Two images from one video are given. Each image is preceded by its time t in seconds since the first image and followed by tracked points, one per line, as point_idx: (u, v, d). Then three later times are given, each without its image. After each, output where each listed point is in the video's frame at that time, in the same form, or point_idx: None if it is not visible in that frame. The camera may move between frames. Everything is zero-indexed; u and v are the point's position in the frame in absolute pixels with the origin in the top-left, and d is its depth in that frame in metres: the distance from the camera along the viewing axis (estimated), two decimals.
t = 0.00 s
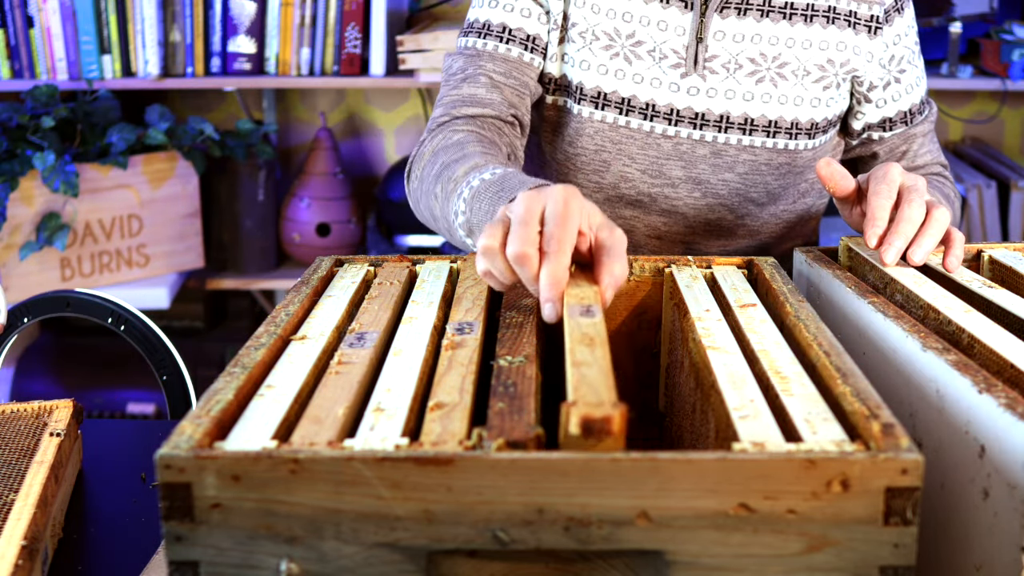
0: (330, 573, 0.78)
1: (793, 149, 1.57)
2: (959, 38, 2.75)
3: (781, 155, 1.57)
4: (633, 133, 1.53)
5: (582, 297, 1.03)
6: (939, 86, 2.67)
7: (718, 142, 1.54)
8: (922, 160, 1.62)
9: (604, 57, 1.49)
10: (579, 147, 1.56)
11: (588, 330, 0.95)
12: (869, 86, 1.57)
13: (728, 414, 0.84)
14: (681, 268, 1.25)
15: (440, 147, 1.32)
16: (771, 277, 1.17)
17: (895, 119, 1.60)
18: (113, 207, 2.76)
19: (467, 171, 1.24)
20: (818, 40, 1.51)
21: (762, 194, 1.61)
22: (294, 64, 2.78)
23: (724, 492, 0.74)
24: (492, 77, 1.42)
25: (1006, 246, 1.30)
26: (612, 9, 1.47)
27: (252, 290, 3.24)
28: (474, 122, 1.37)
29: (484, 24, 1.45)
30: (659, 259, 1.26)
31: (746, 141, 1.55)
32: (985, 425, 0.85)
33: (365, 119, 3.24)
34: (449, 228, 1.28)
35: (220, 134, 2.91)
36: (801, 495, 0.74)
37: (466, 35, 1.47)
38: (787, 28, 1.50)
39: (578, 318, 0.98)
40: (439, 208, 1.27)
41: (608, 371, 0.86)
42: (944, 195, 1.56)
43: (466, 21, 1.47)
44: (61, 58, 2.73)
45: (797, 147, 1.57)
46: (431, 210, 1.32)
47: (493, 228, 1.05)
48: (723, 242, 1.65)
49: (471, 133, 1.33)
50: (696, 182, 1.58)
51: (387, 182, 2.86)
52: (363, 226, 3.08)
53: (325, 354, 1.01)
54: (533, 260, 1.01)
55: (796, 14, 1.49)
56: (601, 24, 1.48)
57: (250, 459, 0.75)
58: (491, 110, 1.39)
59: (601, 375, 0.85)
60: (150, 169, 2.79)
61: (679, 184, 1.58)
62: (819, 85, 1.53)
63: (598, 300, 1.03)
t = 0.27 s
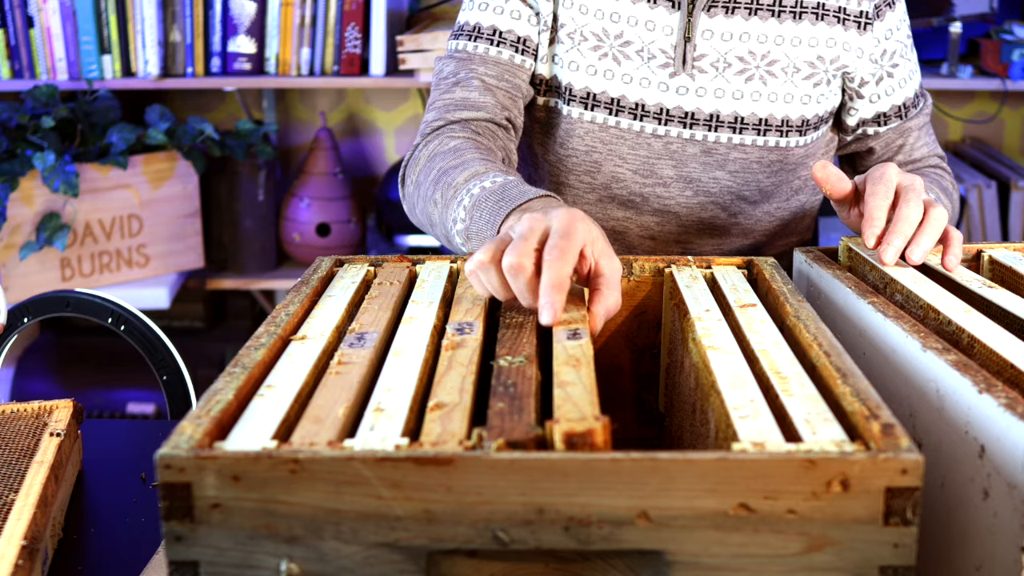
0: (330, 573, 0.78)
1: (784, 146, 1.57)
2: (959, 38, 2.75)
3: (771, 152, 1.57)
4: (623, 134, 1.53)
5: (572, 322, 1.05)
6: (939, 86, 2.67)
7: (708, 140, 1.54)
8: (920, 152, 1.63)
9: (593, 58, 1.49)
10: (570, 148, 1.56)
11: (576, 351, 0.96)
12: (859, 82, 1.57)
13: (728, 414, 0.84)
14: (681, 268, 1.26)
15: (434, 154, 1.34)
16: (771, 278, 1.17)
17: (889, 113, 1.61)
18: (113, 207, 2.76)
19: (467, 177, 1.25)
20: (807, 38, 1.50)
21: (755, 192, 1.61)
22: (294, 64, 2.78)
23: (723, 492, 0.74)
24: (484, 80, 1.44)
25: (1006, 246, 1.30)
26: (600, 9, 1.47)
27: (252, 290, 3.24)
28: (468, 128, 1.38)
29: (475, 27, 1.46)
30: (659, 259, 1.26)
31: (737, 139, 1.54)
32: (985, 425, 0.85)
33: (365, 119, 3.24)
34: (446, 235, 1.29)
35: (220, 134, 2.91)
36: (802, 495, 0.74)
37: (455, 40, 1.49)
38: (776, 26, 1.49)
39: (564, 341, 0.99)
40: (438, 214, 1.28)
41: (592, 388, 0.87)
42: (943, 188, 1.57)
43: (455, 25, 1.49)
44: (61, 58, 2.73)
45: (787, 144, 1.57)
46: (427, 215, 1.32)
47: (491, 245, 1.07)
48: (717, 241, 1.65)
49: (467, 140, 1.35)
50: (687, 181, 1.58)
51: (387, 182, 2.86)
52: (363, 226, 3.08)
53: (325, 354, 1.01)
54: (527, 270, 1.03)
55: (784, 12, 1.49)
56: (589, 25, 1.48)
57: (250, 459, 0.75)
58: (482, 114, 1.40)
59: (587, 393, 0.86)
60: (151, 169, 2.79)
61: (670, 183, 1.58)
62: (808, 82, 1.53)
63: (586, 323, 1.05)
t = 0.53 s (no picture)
0: (329, 573, 0.78)
1: (780, 140, 1.57)
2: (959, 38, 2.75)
3: (767, 146, 1.57)
4: (619, 131, 1.55)
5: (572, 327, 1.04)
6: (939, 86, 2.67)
7: (704, 136, 1.55)
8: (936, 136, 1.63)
9: (587, 56, 1.51)
10: (567, 146, 1.58)
11: (576, 357, 0.96)
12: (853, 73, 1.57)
13: (728, 415, 0.84)
14: (681, 268, 1.26)
15: (432, 149, 1.34)
16: (771, 278, 1.17)
17: (895, 99, 1.61)
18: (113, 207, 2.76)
19: (465, 166, 1.26)
20: (799, 31, 1.51)
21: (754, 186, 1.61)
22: (294, 64, 2.78)
23: (723, 492, 0.74)
24: (480, 78, 1.45)
25: (1007, 246, 1.30)
26: (593, 8, 1.49)
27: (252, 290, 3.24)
28: (466, 122, 1.39)
29: (469, 27, 1.48)
30: (659, 259, 1.26)
31: (733, 134, 1.55)
32: (985, 425, 0.85)
33: (365, 119, 3.24)
34: (447, 226, 1.29)
35: (221, 134, 2.91)
36: (802, 495, 0.74)
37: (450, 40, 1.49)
38: (768, 21, 1.50)
39: (565, 346, 0.99)
40: (437, 206, 1.28)
41: (591, 396, 0.87)
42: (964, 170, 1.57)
43: (450, 25, 1.50)
44: (61, 58, 2.73)
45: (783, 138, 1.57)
46: (426, 209, 1.32)
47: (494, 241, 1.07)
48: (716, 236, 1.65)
49: (463, 133, 1.36)
50: (684, 177, 1.58)
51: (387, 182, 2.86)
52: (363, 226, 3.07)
53: (326, 354, 1.01)
54: (533, 269, 1.02)
55: (776, 7, 1.50)
56: (583, 23, 1.50)
57: (250, 459, 0.75)
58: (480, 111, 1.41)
59: (586, 401, 0.86)
60: (151, 169, 2.79)
61: (667, 180, 1.58)
62: (803, 76, 1.53)
63: (586, 326, 1.05)
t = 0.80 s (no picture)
0: (330, 573, 0.78)
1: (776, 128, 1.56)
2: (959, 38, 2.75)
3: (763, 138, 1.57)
4: (613, 132, 1.57)
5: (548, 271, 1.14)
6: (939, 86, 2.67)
7: (699, 131, 1.57)
8: (975, 88, 1.46)
9: (576, 60, 1.55)
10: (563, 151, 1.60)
11: (576, 357, 0.96)
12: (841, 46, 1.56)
13: (728, 415, 0.84)
14: (681, 268, 1.26)
15: (408, 148, 1.40)
16: (770, 278, 1.17)
17: (903, 50, 1.51)
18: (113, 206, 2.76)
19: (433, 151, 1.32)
20: (787, 17, 1.52)
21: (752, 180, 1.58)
22: (294, 64, 2.77)
23: (723, 492, 0.74)
24: (457, 92, 1.53)
25: (1007, 246, 1.30)
26: (580, 12, 1.53)
27: (252, 290, 3.24)
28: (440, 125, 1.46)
29: (452, 42, 1.56)
30: (659, 259, 1.26)
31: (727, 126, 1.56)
32: (985, 425, 0.85)
33: (365, 119, 3.24)
34: (424, 215, 1.32)
35: (220, 134, 2.91)
36: (802, 495, 0.74)
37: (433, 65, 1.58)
38: (755, 10, 1.52)
39: (565, 347, 0.99)
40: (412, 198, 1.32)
41: (592, 395, 0.87)
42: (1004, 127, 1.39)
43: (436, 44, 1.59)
44: (61, 58, 2.73)
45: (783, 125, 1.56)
46: (406, 209, 1.36)
47: (457, 175, 1.15)
48: (717, 233, 1.61)
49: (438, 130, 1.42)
50: (680, 172, 1.58)
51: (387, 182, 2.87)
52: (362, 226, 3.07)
53: (325, 354, 1.01)
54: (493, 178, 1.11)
55: None
56: (571, 28, 1.53)
57: (250, 459, 0.75)
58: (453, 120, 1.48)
59: (587, 401, 0.86)
60: (150, 169, 2.79)
61: (663, 176, 1.58)
62: (795, 62, 1.54)
63: (586, 326, 1.05)
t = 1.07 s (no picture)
0: (330, 573, 0.78)
1: (744, 125, 1.51)
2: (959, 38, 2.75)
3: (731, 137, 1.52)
4: (580, 142, 1.55)
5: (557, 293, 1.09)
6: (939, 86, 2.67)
7: (663, 135, 1.52)
8: (891, 52, 1.31)
9: (538, 74, 1.53)
10: (533, 162, 1.60)
11: (576, 357, 0.96)
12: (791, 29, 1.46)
13: (728, 415, 0.84)
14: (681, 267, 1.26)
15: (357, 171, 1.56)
16: (771, 278, 1.17)
17: (845, 16, 1.35)
18: (113, 207, 2.76)
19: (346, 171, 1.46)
20: (744, 9, 1.45)
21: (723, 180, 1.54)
22: (294, 64, 2.77)
23: (723, 492, 0.74)
24: (405, 115, 1.65)
25: (1007, 246, 1.30)
26: (539, 25, 1.51)
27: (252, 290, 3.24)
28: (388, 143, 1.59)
29: (415, 61, 1.64)
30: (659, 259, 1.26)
31: (691, 129, 1.51)
32: (985, 425, 0.85)
33: (365, 119, 3.23)
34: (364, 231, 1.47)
35: (220, 134, 2.91)
36: (802, 495, 0.74)
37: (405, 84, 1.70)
38: (710, 6, 1.45)
39: (565, 346, 0.99)
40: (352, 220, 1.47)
41: (592, 396, 0.87)
42: (922, 90, 1.24)
43: (408, 59, 1.66)
44: (61, 58, 2.73)
45: (755, 121, 1.51)
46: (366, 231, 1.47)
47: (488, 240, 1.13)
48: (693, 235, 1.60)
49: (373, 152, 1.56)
50: (647, 179, 1.56)
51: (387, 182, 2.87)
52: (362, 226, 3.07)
53: (325, 354, 1.01)
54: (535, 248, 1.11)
55: None
56: (531, 42, 1.52)
57: (250, 459, 0.75)
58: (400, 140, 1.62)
59: (587, 401, 0.86)
60: (151, 169, 2.79)
61: (631, 184, 1.56)
62: (754, 55, 1.47)
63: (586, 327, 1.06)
